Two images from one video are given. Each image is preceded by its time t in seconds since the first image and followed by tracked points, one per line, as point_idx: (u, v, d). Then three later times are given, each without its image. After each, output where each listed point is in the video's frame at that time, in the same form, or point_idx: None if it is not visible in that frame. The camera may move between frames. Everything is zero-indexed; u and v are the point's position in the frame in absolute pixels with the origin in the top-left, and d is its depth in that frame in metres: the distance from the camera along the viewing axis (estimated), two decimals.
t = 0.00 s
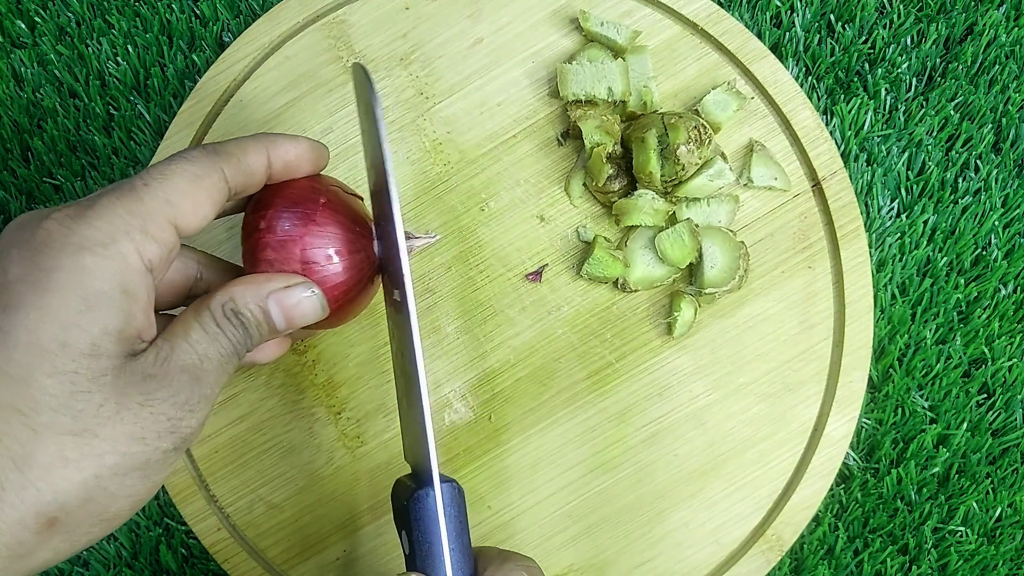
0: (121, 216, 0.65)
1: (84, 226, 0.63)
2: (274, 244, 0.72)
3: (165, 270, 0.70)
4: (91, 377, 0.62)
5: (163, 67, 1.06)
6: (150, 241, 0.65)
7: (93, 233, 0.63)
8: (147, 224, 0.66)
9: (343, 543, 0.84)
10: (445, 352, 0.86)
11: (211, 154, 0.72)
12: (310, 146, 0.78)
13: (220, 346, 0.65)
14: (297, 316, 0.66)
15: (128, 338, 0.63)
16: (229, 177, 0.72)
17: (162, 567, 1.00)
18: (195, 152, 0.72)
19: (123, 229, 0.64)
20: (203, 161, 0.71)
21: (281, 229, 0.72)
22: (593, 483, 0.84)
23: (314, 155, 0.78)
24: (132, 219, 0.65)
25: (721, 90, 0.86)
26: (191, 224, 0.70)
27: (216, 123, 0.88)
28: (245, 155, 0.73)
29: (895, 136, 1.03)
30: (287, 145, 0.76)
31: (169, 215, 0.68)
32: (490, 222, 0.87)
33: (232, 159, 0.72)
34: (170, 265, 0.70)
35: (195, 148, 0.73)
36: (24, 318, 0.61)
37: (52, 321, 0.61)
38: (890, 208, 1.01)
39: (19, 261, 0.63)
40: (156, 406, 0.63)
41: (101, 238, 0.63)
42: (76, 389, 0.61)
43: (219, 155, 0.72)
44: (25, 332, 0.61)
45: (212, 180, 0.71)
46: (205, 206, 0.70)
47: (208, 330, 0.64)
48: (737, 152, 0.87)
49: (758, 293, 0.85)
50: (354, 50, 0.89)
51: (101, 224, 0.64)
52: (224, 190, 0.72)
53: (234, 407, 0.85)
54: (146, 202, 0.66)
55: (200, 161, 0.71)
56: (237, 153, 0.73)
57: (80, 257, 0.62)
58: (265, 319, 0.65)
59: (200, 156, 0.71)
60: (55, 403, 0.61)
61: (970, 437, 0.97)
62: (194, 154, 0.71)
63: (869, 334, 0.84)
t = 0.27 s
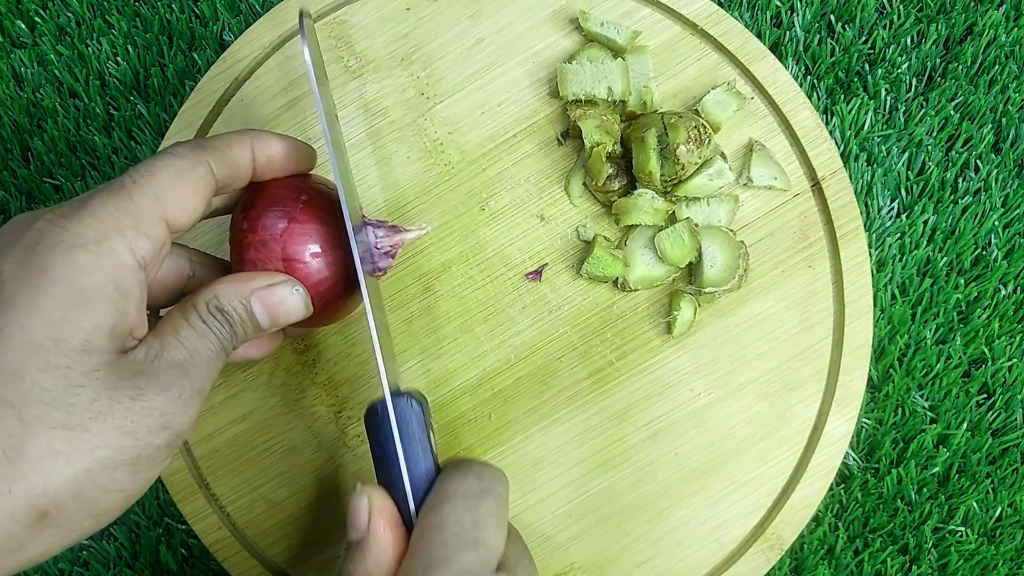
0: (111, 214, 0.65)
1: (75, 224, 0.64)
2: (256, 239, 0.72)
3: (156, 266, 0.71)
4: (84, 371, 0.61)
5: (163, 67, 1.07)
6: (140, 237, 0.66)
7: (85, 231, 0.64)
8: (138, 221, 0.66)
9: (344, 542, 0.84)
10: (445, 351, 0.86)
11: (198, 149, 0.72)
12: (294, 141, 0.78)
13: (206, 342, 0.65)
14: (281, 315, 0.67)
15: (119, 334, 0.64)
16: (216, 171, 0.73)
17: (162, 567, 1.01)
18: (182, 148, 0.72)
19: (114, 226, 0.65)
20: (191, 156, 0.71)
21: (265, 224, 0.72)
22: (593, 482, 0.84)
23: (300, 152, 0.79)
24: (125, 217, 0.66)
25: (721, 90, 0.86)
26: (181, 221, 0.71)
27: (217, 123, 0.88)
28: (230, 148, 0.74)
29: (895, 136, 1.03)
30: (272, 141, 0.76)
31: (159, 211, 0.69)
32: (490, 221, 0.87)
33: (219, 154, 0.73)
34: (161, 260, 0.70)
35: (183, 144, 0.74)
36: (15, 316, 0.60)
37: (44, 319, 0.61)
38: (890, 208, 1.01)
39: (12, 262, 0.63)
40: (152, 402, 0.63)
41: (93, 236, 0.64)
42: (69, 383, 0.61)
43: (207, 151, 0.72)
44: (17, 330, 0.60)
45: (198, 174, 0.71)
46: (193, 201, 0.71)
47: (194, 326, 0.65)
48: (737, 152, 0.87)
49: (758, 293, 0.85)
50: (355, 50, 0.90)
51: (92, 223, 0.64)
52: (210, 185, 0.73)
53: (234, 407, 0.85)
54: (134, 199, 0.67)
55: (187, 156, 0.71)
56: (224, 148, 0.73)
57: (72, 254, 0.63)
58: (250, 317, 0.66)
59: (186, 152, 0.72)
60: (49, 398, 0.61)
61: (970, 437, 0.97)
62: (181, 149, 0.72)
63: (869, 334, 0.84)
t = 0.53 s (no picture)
0: (123, 218, 0.65)
1: (88, 227, 0.63)
2: (256, 242, 0.73)
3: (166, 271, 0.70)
4: (97, 377, 0.60)
5: (163, 67, 1.07)
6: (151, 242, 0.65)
7: (97, 234, 0.63)
8: (152, 226, 0.66)
9: (343, 542, 0.84)
10: (445, 351, 0.86)
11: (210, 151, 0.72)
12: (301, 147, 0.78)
13: (216, 348, 0.64)
14: (287, 317, 0.67)
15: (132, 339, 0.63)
16: (227, 173, 0.73)
17: (162, 567, 1.00)
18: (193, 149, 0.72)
19: (127, 230, 0.64)
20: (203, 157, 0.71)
21: (268, 228, 0.73)
22: (593, 482, 0.84)
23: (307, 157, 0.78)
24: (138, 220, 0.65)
25: (721, 89, 0.86)
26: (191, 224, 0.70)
27: (217, 123, 0.88)
28: (242, 151, 0.73)
29: (895, 136, 1.03)
30: (281, 145, 0.76)
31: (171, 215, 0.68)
32: (491, 221, 0.87)
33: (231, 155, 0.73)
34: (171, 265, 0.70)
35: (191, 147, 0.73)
36: (26, 320, 0.59)
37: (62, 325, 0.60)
38: (890, 208, 1.01)
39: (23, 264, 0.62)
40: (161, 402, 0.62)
41: (104, 240, 0.63)
42: (83, 390, 0.60)
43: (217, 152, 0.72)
44: (28, 333, 0.59)
45: (210, 177, 0.71)
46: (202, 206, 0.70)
47: (202, 331, 0.64)
48: (736, 152, 0.87)
49: (758, 292, 0.85)
50: (355, 50, 0.90)
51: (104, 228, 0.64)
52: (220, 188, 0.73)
53: (234, 406, 0.85)
54: (146, 203, 0.67)
55: (200, 157, 0.71)
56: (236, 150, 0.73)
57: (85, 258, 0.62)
58: (255, 320, 0.66)
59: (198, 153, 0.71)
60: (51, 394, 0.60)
61: (970, 437, 0.97)
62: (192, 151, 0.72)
63: (869, 334, 0.84)
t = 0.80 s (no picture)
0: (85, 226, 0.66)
1: (51, 236, 0.64)
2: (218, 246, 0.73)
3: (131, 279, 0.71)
4: (61, 382, 0.61)
5: (163, 68, 1.07)
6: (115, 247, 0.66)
7: (60, 243, 0.64)
8: (114, 231, 0.67)
9: (344, 542, 0.84)
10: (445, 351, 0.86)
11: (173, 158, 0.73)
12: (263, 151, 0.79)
13: (182, 355, 0.65)
14: (253, 324, 0.67)
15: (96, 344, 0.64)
16: (188, 179, 0.74)
17: (162, 567, 1.01)
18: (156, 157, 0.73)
19: (90, 237, 0.65)
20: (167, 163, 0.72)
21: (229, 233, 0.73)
22: (593, 482, 0.84)
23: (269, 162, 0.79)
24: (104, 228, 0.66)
25: (721, 89, 0.86)
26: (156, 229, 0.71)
27: (217, 123, 0.88)
28: (203, 156, 0.75)
29: (895, 136, 1.03)
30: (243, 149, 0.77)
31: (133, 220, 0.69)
32: (491, 221, 0.87)
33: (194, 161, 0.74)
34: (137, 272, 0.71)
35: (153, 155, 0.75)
36: None
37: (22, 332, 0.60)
38: (890, 208, 1.01)
39: None
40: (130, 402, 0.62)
41: (67, 248, 0.64)
42: (47, 394, 0.60)
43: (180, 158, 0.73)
44: None
45: (171, 182, 0.72)
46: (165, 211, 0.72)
47: (169, 338, 0.64)
48: (736, 152, 0.87)
49: (758, 292, 0.85)
50: (355, 51, 0.90)
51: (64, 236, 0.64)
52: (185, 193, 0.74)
53: (235, 406, 0.85)
54: (108, 209, 0.68)
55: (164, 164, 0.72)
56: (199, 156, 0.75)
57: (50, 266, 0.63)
58: (222, 328, 0.66)
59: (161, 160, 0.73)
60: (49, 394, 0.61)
61: (971, 437, 0.97)
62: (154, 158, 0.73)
63: (869, 334, 0.84)
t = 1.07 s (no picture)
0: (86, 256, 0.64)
1: (51, 268, 0.62)
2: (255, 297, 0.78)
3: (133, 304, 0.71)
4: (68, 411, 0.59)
5: (163, 67, 1.06)
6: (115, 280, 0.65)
7: (60, 275, 0.62)
8: (115, 264, 0.66)
9: (344, 544, 0.84)
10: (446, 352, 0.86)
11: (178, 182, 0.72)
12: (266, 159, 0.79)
13: (194, 380, 0.64)
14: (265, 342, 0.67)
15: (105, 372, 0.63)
16: (193, 205, 0.73)
17: (161, 567, 1.00)
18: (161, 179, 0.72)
19: (91, 268, 0.64)
20: (173, 188, 0.71)
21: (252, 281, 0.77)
22: (593, 483, 0.84)
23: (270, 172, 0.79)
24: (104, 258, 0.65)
25: (721, 90, 0.86)
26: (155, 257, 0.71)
27: (216, 124, 0.88)
28: (209, 180, 0.74)
29: (895, 136, 1.03)
30: (246, 165, 0.77)
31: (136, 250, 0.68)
32: (491, 222, 0.87)
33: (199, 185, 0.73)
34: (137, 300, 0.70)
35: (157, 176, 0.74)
36: None
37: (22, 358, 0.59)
38: (890, 208, 1.01)
39: None
40: (136, 424, 0.61)
41: (66, 279, 0.63)
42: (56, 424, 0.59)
43: (185, 182, 0.72)
44: None
45: (177, 210, 0.71)
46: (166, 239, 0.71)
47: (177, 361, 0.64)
48: (737, 152, 0.87)
49: (759, 293, 0.85)
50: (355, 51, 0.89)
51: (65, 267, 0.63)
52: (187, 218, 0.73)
53: (235, 407, 0.85)
54: (109, 238, 0.66)
55: (168, 189, 0.71)
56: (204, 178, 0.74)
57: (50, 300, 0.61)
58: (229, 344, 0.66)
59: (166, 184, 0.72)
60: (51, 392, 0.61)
61: (970, 437, 0.97)
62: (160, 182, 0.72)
63: (870, 334, 0.84)
